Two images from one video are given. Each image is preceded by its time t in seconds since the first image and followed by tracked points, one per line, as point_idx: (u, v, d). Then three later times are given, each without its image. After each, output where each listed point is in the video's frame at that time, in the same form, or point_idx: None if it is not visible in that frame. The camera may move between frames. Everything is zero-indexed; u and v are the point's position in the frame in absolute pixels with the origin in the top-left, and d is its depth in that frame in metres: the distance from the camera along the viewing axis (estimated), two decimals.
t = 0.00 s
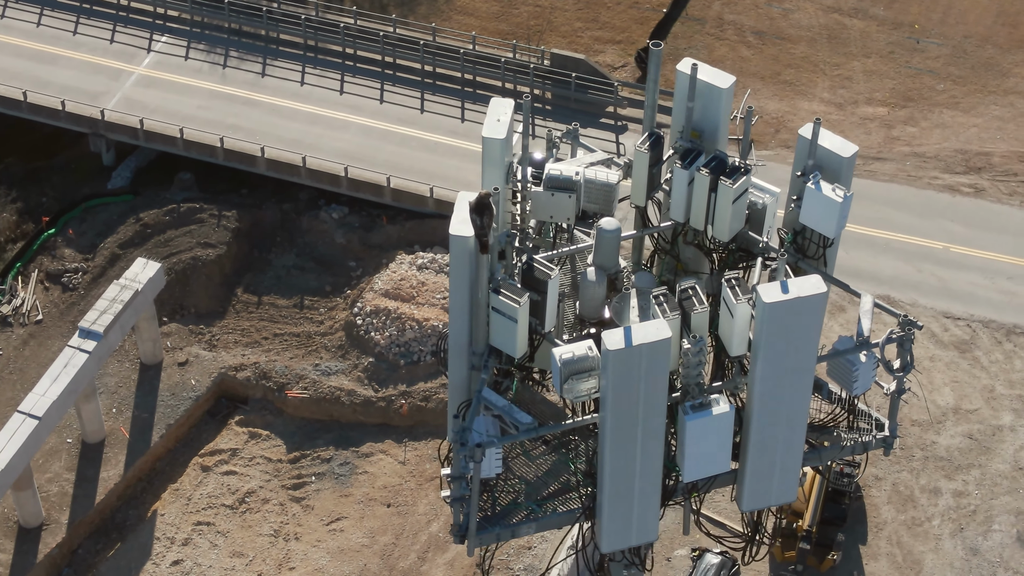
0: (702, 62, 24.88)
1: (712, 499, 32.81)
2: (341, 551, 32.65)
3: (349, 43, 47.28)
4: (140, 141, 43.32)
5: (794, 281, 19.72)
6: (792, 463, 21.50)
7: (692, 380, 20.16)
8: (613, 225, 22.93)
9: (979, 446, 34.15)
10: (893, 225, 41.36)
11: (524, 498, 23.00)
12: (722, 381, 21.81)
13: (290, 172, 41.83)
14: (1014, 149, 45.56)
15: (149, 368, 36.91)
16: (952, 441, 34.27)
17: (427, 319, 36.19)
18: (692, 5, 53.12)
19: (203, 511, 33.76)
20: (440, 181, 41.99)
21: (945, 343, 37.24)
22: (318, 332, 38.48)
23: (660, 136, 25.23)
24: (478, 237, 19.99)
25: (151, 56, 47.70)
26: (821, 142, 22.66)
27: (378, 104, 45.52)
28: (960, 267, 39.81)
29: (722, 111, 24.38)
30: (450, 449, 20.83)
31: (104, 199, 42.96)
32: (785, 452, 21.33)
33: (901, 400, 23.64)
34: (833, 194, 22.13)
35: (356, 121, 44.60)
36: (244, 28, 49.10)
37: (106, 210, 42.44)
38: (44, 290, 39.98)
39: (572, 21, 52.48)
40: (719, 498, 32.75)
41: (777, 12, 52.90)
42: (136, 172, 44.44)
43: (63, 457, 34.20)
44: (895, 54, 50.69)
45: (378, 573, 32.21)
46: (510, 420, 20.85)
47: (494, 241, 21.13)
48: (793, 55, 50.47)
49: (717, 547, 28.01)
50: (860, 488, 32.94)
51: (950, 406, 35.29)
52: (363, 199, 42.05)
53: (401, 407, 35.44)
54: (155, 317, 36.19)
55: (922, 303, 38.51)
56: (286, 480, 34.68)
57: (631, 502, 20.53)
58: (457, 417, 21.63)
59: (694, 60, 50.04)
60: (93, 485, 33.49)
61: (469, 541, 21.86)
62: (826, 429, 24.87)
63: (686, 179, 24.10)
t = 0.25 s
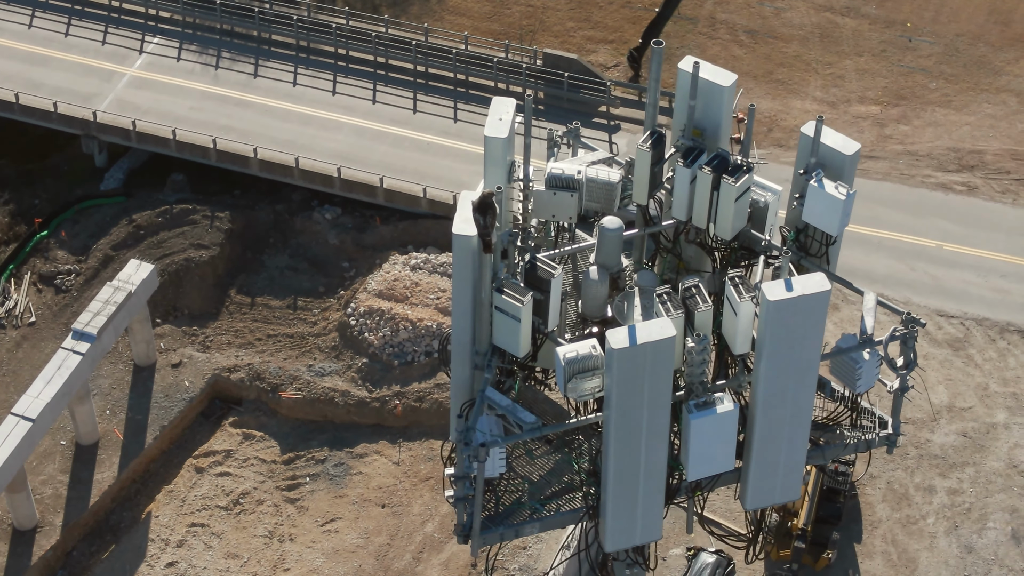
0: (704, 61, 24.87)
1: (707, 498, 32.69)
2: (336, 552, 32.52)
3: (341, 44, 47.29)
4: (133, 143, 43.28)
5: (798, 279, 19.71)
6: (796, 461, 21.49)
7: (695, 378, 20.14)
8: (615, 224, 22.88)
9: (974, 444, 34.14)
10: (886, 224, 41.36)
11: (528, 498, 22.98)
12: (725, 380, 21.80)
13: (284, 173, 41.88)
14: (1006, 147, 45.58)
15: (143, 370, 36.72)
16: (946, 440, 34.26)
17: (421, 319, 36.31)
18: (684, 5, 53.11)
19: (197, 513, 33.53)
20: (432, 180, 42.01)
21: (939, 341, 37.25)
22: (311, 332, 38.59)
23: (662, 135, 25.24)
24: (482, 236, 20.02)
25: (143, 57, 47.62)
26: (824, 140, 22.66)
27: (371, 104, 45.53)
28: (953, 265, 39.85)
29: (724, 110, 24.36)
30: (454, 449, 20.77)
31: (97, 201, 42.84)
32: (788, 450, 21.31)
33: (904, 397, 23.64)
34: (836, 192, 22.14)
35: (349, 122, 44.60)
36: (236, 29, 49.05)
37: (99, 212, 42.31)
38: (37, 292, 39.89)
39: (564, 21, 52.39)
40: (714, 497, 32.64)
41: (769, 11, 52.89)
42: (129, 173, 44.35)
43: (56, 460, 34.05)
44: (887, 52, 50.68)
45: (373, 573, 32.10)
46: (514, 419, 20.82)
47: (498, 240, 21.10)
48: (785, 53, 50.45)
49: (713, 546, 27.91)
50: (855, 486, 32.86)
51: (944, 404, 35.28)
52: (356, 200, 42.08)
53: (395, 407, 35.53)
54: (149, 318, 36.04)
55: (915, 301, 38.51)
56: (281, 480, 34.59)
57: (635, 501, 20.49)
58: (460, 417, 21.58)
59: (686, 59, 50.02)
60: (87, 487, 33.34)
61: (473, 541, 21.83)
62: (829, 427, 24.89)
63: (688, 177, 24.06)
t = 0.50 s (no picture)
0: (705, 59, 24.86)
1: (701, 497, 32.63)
2: (330, 553, 32.43)
3: (333, 44, 47.17)
4: (125, 144, 43.28)
5: (803, 276, 19.66)
6: (800, 458, 21.46)
7: (699, 377, 20.08)
8: (618, 223, 22.86)
9: (968, 442, 34.13)
10: (879, 223, 41.35)
11: (532, 497, 22.97)
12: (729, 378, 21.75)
13: (276, 174, 41.80)
14: (998, 145, 45.60)
15: (136, 371, 36.65)
16: (940, 437, 34.23)
17: (415, 319, 36.04)
18: (676, 4, 53.09)
19: (192, 514, 33.51)
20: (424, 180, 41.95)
21: (932, 339, 37.23)
22: (304, 333, 38.47)
23: (664, 133, 25.24)
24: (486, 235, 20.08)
25: (135, 59, 47.56)
26: (826, 137, 22.65)
27: (363, 105, 45.44)
28: (946, 263, 39.81)
29: (726, 107, 24.35)
30: (458, 448, 20.74)
31: (89, 203, 42.75)
32: (792, 448, 21.28)
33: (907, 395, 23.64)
34: (838, 189, 22.12)
35: (341, 122, 44.52)
36: (228, 30, 48.94)
37: (91, 214, 42.24)
38: (30, 294, 39.85)
39: (556, 20, 52.34)
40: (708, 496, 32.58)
41: (761, 10, 52.86)
42: (121, 175, 44.29)
43: (50, 462, 33.96)
44: (879, 51, 50.68)
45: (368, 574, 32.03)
46: (518, 418, 20.80)
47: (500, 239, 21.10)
48: (777, 52, 50.43)
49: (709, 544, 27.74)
50: (850, 484, 32.80)
51: (938, 402, 35.23)
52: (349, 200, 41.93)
53: (388, 408, 35.32)
54: (142, 320, 35.97)
55: (908, 299, 38.49)
56: (275, 482, 34.47)
57: (640, 500, 20.46)
58: (464, 417, 21.56)
59: (678, 58, 50.01)
60: (81, 489, 33.25)
61: (478, 541, 21.80)
62: (831, 425, 24.87)
63: (690, 175, 24.02)
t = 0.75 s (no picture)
0: (707, 57, 24.81)
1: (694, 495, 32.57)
2: (324, 554, 32.33)
3: (325, 45, 47.21)
4: (117, 146, 43.13)
5: (807, 274, 19.63)
6: (804, 456, 21.44)
7: (704, 375, 20.05)
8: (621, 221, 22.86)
9: (961, 440, 34.09)
10: (871, 221, 41.34)
11: (535, 496, 22.93)
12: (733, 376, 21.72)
13: (268, 175, 41.73)
14: (990, 143, 45.66)
15: (129, 373, 36.60)
16: (934, 435, 34.19)
17: (409, 319, 36.06)
18: (667, 3, 53.05)
19: (186, 516, 33.45)
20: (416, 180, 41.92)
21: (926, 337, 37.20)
22: (298, 334, 38.38)
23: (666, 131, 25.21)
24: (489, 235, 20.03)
25: (126, 60, 47.52)
26: (829, 135, 22.62)
27: (355, 105, 45.45)
28: (938, 261, 39.83)
29: (728, 105, 24.29)
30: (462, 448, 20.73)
31: (80, 205, 42.61)
32: (796, 446, 21.25)
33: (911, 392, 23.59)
34: (842, 186, 22.10)
35: (333, 123, 44.51)
36: (219, 31, 48.96)
37: (83, 215, 42.13)
38: (22, 296, 39.77)
39: (547, 20, 52.28)
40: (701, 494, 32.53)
41: (753, 9, 52.82)
42: (112, 177, 44.05)
43: (43, 464, 33.86)
44: (870, 49, 50.67)
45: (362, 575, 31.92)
46: (522, 418, 20.77)
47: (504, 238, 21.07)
48: (769, 51, 50.39)
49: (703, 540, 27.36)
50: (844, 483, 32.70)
51: (932, 400, 35.20)
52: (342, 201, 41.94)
53: (382, 409, 35.26)
54: (135, 322, 35.91)
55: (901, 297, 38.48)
56: (269, 483, 34.38)
57: (644, 498, 20.43)
58: (468, 416, 21.53)
59: (670, 57, 49.98)
60: (75, 492, 33.15)
61: (482, 540, 21.79)
62: (836, 422, 24.70)
63: (693, 173, 24.00)
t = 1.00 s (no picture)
0: (707, 55, 24.79)
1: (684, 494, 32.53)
2: (316, 556, 32.24)
3: (313, 46, 47.17)
4: (106, 148, 43.06)
5: (809, 272, 19.60)
6: (807, 454, 21.42)
7: (707, 375, 20.01)
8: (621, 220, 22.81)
9: (953, 437, 34.03)
10: (861, 219, 41.32)
11: (537, 496, 22.88)
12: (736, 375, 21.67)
13: (257, 176, 41.68)
14: (979, 140, 45.71)
15: (119, 376, 36.48)
16: (925, 433, 34.15)
17: (399, 320, 35.99)
18: (656, 3, 53.04)
19: (177, 519, 33.31)
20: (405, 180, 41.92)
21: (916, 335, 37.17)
22: (288, 336, 38.21)
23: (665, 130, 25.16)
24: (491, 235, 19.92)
25: (114, 62, 47.41)
26: (829, 133, 22.61)
27: (344, 106, 45.37)
28: (928, 259, 39.87)
29: (728, 103, 24.27)
30: (465, 448, 20.65)
31: (69, 207, 42.38)
32: (798, 444, 21.23)
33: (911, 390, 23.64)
34: (843, 184, 22.09)
35: (322, 124, 44.43)
36: (207, 32, 48.80)
37: (73, 217, 41.91)
38: (12, 299, 39.38)
39: (536, 20, 52.23)
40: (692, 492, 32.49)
41: (741, 8, 52.80)
42: (101, 180, 43.90)
43: (34, 467, 33.80)
44: (859, 47, 50.69)
45: None
46: (524, 418, 20.71)
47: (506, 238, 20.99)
48: (758, 50, 50.37)
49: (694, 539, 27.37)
50: (836, 481, 32.63)
51: (923, 397, 35.17)
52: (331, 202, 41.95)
53: (373, 410, 35.20)
54: (125, 324, 35.81)
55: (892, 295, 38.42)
56: (260, 485, 34.28)
57: (647, 498, 20.39)
58: (470, 417, 21.46)
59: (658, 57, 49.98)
60: (66, 495, 33.09)
61: (484, 541, 21.75)
62: (837, 420, 24.59)
63: (693, 172, 23.94)
